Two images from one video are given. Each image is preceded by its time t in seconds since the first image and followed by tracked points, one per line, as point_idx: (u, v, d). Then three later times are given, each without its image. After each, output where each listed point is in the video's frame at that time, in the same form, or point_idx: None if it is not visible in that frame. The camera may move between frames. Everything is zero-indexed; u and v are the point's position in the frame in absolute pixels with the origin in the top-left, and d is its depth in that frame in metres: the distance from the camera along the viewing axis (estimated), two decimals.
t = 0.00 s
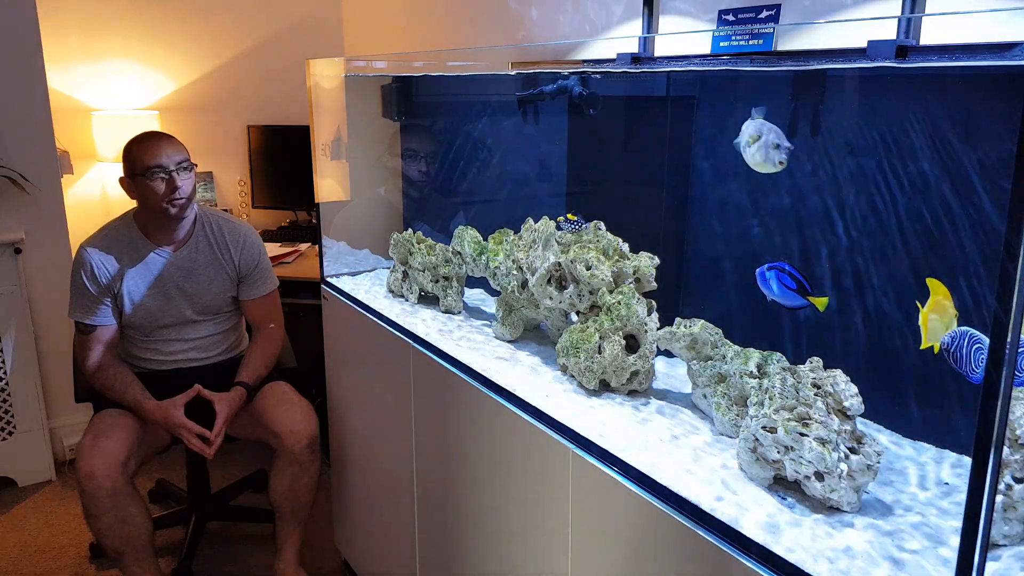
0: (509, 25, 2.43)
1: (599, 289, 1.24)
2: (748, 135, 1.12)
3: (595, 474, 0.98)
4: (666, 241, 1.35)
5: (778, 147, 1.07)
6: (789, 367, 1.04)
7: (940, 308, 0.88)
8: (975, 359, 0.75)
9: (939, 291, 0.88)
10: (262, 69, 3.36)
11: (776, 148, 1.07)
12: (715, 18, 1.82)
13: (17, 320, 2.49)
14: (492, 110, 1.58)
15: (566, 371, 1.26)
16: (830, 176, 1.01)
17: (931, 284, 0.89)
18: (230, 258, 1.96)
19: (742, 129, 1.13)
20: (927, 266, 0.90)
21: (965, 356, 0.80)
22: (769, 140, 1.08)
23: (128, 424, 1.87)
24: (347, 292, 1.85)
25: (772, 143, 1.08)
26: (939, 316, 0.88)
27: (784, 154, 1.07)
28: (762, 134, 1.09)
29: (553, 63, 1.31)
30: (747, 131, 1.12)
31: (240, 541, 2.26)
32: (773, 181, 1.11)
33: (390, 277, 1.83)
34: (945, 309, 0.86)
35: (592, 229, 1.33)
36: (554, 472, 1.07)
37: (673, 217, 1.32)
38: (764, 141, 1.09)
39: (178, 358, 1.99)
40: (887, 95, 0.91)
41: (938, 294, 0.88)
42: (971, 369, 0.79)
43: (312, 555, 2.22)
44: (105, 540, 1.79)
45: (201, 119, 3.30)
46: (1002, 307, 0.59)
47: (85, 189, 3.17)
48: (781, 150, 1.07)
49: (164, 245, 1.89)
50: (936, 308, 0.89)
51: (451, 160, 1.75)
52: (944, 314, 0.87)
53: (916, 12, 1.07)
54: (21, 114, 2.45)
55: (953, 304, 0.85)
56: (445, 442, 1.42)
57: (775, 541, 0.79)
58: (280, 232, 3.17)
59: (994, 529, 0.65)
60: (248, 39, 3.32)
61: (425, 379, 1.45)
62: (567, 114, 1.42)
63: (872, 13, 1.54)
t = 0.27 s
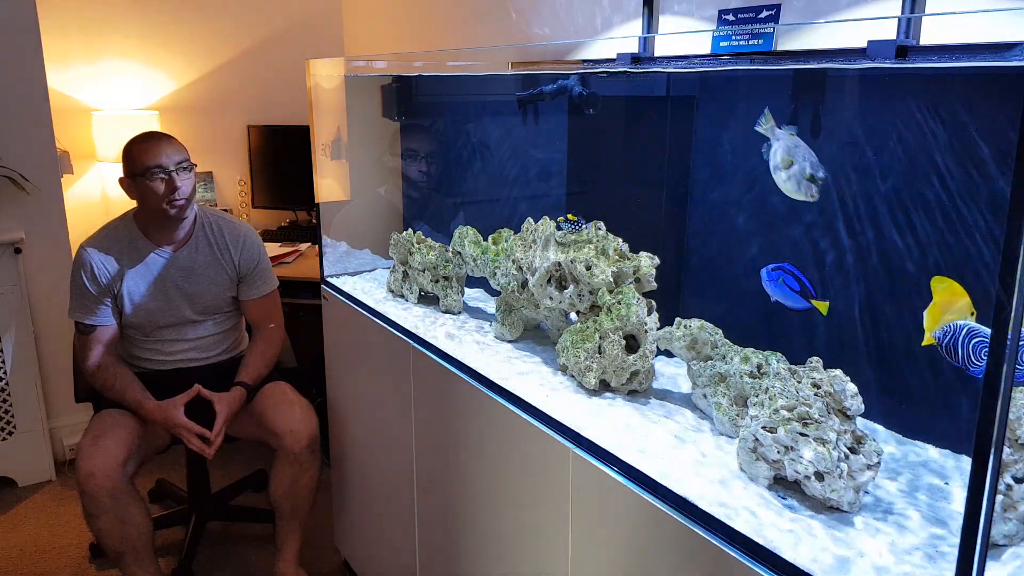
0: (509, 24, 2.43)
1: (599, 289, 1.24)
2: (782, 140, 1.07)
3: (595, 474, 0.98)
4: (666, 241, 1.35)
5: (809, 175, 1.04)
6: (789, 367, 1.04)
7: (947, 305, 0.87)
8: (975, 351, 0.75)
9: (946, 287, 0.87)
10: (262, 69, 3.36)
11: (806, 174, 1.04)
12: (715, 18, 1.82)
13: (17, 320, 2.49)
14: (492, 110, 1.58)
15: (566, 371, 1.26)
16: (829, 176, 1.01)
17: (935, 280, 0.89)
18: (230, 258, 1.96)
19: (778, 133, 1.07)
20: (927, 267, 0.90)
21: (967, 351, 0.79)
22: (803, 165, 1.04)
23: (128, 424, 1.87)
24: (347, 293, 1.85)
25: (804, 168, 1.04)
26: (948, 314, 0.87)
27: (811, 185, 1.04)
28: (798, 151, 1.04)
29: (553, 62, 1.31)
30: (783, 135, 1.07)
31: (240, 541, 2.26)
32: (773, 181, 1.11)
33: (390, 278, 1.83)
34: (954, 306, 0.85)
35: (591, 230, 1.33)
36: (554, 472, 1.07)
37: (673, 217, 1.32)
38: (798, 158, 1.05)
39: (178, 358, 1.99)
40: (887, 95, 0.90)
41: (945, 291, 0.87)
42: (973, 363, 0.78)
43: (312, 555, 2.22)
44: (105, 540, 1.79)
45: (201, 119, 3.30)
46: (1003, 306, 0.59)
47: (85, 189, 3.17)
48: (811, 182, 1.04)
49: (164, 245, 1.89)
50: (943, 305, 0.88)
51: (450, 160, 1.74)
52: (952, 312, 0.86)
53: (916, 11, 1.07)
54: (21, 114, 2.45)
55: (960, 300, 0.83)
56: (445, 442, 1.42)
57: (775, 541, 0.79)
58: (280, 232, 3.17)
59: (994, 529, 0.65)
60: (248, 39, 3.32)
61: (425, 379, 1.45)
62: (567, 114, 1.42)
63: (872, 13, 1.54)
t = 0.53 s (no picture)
0: (509, 25, 2.43)
1: (599, 289, 1.24)
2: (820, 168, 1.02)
3: (595, 474, 0.97)
4: (666, 241, 1.35)
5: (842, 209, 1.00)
6: (789, 367, 1.04)
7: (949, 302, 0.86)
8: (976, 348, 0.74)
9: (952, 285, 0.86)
10: (262, 69, 3.36)
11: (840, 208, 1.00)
12: (715, 18, 1.82)
13: (17, 320, 2.49)
14: (492, 111, 1.58)
15: (566, 371, 1.26)
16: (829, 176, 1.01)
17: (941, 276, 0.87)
18: (230, 258, 1.96)
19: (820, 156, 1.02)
20: (927, 267, 0.89)
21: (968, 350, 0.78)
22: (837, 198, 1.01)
23: (128, 424, 1.87)
24: (347, 292, 1.85)
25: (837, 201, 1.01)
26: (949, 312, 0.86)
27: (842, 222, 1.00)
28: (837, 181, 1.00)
29: (553, 62, 1.31)
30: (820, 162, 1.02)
31: (240, 541, 2.26)
32: (774, 181, 1.11)
33: (390, 278, 1.83)
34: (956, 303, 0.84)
35: (591, 230, 1.33)
36: (554, 472, 1.07)
37: (673, 217, 1.32)
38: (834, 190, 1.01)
39: (178, 358, 1.99)
40: (887, 94, 0.91)
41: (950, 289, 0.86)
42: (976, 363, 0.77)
43: (312, 555, 2.22)
44: (105, 540, 1.79)
45: (201, 119, 3.30)
46: (1002, 305, 0.59)
47: (85, 189, 3.17)
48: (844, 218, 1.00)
49: (164, 245, 1.89)
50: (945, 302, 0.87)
51: (450, 160, 1.75)
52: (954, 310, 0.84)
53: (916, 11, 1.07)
54: (21, 114, 2.45)
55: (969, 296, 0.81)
56: (445, 442, 1.42)
57: (774, 541, 0.79)
58: (280, 232, 3.17)
59: (994, 528, 0.65)
60: (248, 39, 3.33)
61: (425, 379, 1.45)
62: (567, 114, 1.42)
63: (872, 13, 1.54)
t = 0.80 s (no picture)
0: (509, 25, 2.43)
1: (600, 289, 1.24)
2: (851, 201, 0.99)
3: (596, 474, 0.98)
4: (666, 241, 1.35)
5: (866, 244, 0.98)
6: (789, 367, 1.04)
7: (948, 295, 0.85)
8: (977, 347, 0.74)
9: (953, 277, 0.85)
10: (262, 70, 3.36)
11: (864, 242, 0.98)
12: (715, 18, 1.82)
13: (17, 320, 2.49)
14: (492, 111, 1.58)
15: (566, 371, 1.26)
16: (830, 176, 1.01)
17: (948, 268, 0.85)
18: (230, 258, 1.96)
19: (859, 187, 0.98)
20: (926, 267, 0.90)
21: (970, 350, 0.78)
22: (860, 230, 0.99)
23: (128, 424, 1.87)
24: (347, 292, 1.85)
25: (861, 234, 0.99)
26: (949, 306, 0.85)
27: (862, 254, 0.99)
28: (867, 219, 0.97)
29: (553, 62, 1.31)
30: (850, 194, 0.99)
31: (240, 541, 2.26)
32: (774, 181, 1.11)
33: (390, 278, 1.83)
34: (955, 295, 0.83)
35: (592, 229, 1.33)
36: (554, 472, 1.07)
37: (673, 218, 1.32)
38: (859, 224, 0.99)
39: (178, 358, 1.99)
40: (887, 95, 0.91)
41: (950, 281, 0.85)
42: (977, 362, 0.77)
43: (312, 555, 2.22)
44: (105, 540, 1.79)
45: (201, 119, 3.30)
46: (1002, 304, 0.59)
47: (85, 189, 3.17)
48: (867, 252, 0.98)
49: (164, 245, 1.89)
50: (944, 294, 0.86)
51: (450, 160, 1.75)
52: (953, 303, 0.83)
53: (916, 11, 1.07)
54: (21, 114, 2.45)
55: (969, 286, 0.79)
56: (445, 442, 1.42)
57: (774, 540, 0.79)
58: (280, 232, 3.17)
59: (994, 528, 0.65)
60: (248, 39, 3.32)
61: (425, 379, 1.45)
62: (567, 114, 1.42)
63: (872, 13, 1.54)
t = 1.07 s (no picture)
0: (509, 25, 2.43)
1: (599, 289, 1.24)
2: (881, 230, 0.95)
3: (596, 474, 0.97)
4: (666, 242, 1.35)
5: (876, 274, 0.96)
6: (789, 367, 1.04)
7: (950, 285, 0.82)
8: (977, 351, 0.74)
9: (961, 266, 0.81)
10: (262, 70, 3.36)
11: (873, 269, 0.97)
12: (715, 18, 1.82)
13: (17, 320, 2.49)
14: (492, 110, 1.58)
15: (566, 371, 1.26)
16: (829, 176, 1.01)
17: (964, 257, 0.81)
18: (230, 259, 1.96)
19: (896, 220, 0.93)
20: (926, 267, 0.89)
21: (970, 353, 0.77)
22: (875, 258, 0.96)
23: (128, 424, 1.87)
24: (347, 292, 1.85)
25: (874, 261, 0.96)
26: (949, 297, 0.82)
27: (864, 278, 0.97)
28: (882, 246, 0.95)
29: (553, 63, 1.31)
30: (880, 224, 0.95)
31: (240, 541, 2.26)
32: (774, 180, 1.11)
33: (390, 278, 1.83)
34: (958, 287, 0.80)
35: (592, 230, 1.33)
36: (554, 472, 1.07)
37: (673, 218, 1.32)
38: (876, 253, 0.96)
39: (178, 358, 1.99)
40: (887, 95, 0.90)
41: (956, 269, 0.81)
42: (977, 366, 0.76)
43: (312, 555, 2.22)
44: (105, 540, 1.79)
45: (201, 120, 3.30)
46: (1001, 304, 0.59)
47: (85, 190, 3.17)
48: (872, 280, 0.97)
49: (164, 245, 1.89)
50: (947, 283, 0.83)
51: (450, 161, 1.74)
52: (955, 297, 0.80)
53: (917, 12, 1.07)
54: (21, 114, 2.45)
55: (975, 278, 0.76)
56: (445, 442, 1.42)
57: (774, 540, 0.79)
58: (280, 232, 3.17)
59: (994, 528, 0.65)
60: (248, 39, 3.32)
61: (425, 378, 1.45)
62: (567, 114, 1.42)
63: (872, 13, 1.54)
